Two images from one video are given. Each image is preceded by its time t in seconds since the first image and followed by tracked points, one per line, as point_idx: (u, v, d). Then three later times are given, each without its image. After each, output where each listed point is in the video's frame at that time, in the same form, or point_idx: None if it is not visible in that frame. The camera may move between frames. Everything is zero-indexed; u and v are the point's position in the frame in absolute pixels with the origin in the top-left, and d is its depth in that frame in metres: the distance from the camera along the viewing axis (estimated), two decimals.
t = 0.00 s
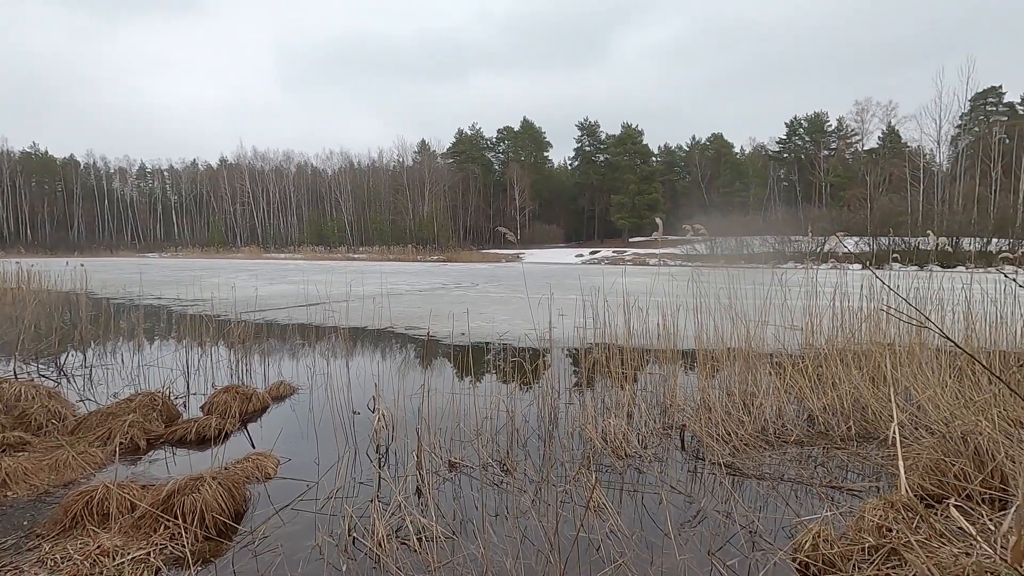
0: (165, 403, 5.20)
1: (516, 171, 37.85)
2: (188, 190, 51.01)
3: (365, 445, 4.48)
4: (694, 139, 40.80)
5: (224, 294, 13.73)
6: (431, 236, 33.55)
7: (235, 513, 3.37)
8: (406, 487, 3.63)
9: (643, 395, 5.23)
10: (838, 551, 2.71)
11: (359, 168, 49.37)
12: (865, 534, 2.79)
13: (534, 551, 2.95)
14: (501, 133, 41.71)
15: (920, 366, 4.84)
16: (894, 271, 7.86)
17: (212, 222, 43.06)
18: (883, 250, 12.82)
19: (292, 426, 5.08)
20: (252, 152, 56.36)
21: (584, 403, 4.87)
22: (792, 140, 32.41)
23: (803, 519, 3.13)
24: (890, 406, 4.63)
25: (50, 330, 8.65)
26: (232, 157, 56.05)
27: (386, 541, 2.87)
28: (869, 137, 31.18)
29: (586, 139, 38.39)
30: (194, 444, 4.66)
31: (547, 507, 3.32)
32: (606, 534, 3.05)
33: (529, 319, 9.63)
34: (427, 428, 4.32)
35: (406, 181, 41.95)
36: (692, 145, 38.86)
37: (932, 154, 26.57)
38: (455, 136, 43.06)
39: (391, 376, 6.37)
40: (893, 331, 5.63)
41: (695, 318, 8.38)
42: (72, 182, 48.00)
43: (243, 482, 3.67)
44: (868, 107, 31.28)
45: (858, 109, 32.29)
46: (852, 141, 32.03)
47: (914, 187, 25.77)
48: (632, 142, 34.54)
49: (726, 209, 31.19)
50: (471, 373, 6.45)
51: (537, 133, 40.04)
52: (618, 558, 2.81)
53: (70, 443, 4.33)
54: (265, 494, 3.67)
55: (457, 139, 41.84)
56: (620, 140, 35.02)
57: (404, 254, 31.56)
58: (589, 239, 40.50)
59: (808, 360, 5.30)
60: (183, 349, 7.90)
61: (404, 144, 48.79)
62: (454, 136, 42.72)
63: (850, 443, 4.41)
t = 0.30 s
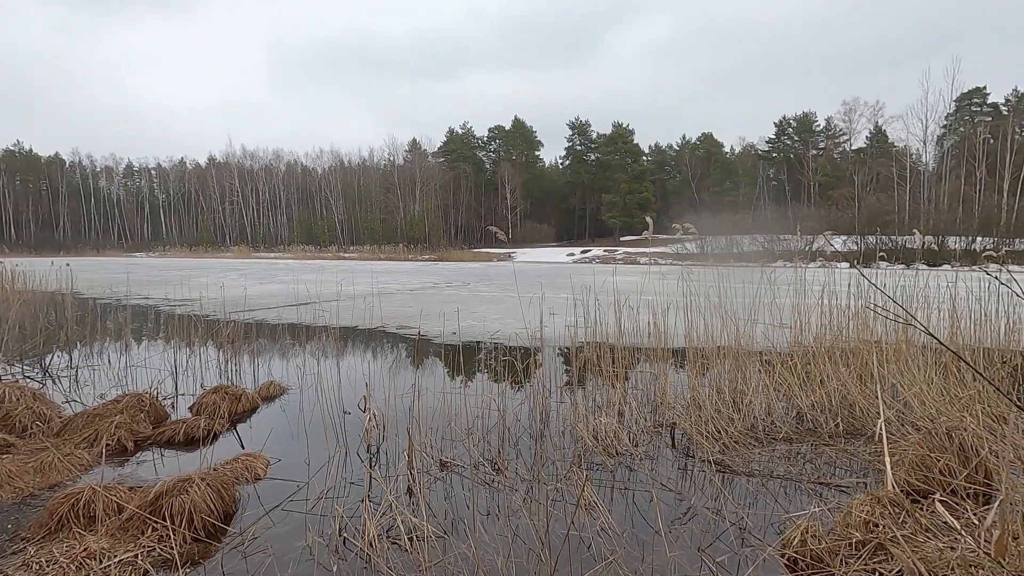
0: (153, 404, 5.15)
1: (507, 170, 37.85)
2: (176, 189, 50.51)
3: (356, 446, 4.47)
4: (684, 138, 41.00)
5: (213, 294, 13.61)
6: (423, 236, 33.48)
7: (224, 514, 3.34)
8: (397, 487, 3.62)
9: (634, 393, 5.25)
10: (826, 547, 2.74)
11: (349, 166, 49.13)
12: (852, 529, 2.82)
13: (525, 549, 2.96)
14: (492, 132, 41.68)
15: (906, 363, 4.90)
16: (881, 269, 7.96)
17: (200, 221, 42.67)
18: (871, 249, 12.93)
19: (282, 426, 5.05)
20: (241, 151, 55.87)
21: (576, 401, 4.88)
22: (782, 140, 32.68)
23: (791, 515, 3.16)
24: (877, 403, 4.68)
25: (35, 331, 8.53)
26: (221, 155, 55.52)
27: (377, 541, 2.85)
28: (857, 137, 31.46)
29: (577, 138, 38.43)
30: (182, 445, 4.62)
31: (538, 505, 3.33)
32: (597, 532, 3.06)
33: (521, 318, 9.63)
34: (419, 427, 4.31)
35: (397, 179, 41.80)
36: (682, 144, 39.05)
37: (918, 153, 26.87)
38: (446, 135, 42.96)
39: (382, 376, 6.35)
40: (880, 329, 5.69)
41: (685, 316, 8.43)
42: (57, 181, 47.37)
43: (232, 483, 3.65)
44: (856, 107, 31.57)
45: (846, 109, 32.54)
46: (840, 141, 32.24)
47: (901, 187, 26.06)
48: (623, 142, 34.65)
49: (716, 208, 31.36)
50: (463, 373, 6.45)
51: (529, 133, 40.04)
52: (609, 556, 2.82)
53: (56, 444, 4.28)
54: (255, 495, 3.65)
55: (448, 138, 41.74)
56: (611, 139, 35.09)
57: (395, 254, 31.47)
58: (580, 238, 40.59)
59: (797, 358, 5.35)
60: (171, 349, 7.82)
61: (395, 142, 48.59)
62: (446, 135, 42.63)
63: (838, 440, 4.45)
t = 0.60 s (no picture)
0: (138, 406, 5.09)
1: (497, 170, 37.85)
2: (163, 188, 49.95)
3: (345, 447, 4.44)
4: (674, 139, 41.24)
5: (200, 295, 13.48)
6: (413, 236, 33.40)
7: (211, 517, 3.31)
8: (387, 488, 3.61)
9: (624, 393, 5.27)
10: (811, 544, 2.77)
11: (339, 166, 48.88)
12: (838, 527, 2.85)
13: (515, 550, 2.96)
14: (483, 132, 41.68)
15: (892, 362, 4.96)
16: (867, 270, 8.05)
17: (187, 221, 42.25)
18: (857, 249, 13.08)
19: (270, 428, 5.01)
20: (228, 150, 55.37)
21: (565, 401, 4.89)
22: (770, 141, 32.99)
23: (778, 513, 3.19)
24: (863, 402, 4.74)
25: (17, 332, 8.40)
26: (208, 155, 54.99)
27: (366, 543, 2.84)
28: (843, 139, 31.80)
29: (567, 139, 38.53)
30: (168, 448, 4.57)
31: (528, 505, 3.33)
32: (587, 532, 3.07)
33: (511, 318, 9.64)
34: (408, 428, 4.30)
35: (387, 179, 41.66)
36: (672, 145, 39.28)
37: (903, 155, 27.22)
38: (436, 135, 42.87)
39: (372, 376, 6.33)
40: (865, 329, 5.76)
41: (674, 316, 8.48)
42: (40, 180, 46.64)
43: (220, 485, 3.61)
44: (842, 109, 31.93)
45: (833, 111, 32.83)
46: (827, 143, 32.44)
47: (887, 188, 26.40)
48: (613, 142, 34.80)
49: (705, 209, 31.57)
50: (452, 374, 6.44)
51: (519, 133, 40.07)
52: (598, 556, 2.83)
53: (39, 448, 4.21)
54: (243, 497, 3.61)
55: (438, 138, 41.65)
56: (601, 140, 35.23)
57: (385, 254, 31.37)
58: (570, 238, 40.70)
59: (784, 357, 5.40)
60: (157, 350, 7.74)
61: (385, 142, 48.42)
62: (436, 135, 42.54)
63: (825, 439, 4.50)
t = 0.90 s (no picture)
0: (125, 408, 5.03)
1: (489, 172, 37.86)
2: (150, 188, 49.47)
3: (335, 449, 4.42)
4: (664, 141, 41.46)
5: (187, 296, 13.35)
6: (404, 237, 33.33)
7: (198, 520, 3.28)
8: (377, 490, 3.60)
9: (614, 394, 5.29)
10: (799, 544, 2.80)
11: (329, 166, 48.66)
12: (825, 527, 2.88)
13: (505, 551, 2.95)
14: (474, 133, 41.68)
15: (878, 364, 5.02)
16: (854, 272, 8.13)
17: (175, 221, 41.88)
18: (844, 252, 13.21)
19: (259, 430, 4.97)
20: (217, 149, 54.93)
21: (556, 402, 4.90)
22: (759, 144, 33.29)
23: (766, 513, 3.22)
24: (851, 402, 4.78)
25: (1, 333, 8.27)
26: (197, 154, 54.53)
27: (355, 546, 2.82)
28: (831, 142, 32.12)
29: (558, 140, 38.64)
30: (155, 450, 4.52)
31: (518, 506, 3.33)
32: (576, 533, 3.07)
33: (501, 320, 9.64)
34: (398, 429, 4.29)
35: (378, 180, 41.53)
36: (662, 147, 39.50)
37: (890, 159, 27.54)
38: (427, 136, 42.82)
39: (362, 378, 6.30)
40: (852, 330, 5.82)
41: (664, 317, 8.52)
42: (25, 179, 46.01)
43: (207, 488, 3.58)
44: (830, 113, 32.26)
45: (821, 114, 33.13)
46: (815, 146, 32.76)
47: (874, 192, 26.71)
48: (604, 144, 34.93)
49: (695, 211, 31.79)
50: (443, 375, 6.42)
51: (511, 134, 40.11)
52: (588, 556, 2.84)
53: (22, 450, 4.15)
54: (230, 500, 3.58)
55: (430, 139, 41.59)
56: (593, 142, 35.36)
57: (376, 254, 31.27)
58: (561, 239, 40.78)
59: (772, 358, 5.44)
60: (144, 351, 7.66)
61: (376, 143, 48.30)
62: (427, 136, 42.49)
63: (812, 439, 4.54)
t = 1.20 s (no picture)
0: (114, 409, 4.99)
1: (481, 171, 37.84)
2: (140, 187, 49.07)
3: (327, 449, 4.40)
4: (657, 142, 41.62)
5: (178, 296, 13.26)
6: (397, 237, 33.26)
7: (188, 522, 3.26)
8: (369, 491, 3.58)
9: (606, 394, 5.30)
10: (790, 542, 2.82)
11: (321, 166, 48.47)
12: (816, 525, 2.90)
13: (498, 551, 2.95)
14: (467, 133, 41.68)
15: (868, 362, 5.07)
16: (844, 272, 8.19)
17: (165, 220, 41.56)
18: (835, 251, 13.26)
19: (250, 431, 4.93)
20: (208, 148, 54.52)
21: (549, 402, 4.91)
22: (751, 145, 33.50)
23: (757, 512, 3.24)
24: (841, 401, 4.82)
25: None
26: (188, 153, 54.10)
27: (347, 547, 2.81)
28: (822, 143, 32.33)
29: (551, 140, 38.71)
30: (145, 452, 4.48)
31: (510, 507, 3.33)
32: (569, 532, 3.08)
33: (494, 319, 9.65)
34: (391, 429, 4.27)
35: (371, 179, 41.39)
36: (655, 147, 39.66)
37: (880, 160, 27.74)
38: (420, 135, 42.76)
39: (354, 378, 6.28)
40: (843, 329, 5.87)
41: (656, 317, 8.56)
42: (12, 177, 45.51)
43: (197, 489, 3.55)
44: (821, 113, 32.48)
45: (811, 116, 33.37)
46: (806, 147, 33.02)
47: (863, 192, 26.93)
48: (597, 144, 35.03)
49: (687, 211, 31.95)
50: (436, 375, 6.41)
51: (504, 134, 40.13)
52: (580, 556, 2.84)
53: (9, 452, 4.10)
54: (221, 500, 3.56)
55: (422, 139, 41.54)
56: (586, 142, 35.40)
57: (368, 254, 31.18)
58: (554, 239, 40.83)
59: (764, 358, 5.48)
60: (133, 352, 7.60)
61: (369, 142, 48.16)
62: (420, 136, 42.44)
63: (803, 438, 4.58)
